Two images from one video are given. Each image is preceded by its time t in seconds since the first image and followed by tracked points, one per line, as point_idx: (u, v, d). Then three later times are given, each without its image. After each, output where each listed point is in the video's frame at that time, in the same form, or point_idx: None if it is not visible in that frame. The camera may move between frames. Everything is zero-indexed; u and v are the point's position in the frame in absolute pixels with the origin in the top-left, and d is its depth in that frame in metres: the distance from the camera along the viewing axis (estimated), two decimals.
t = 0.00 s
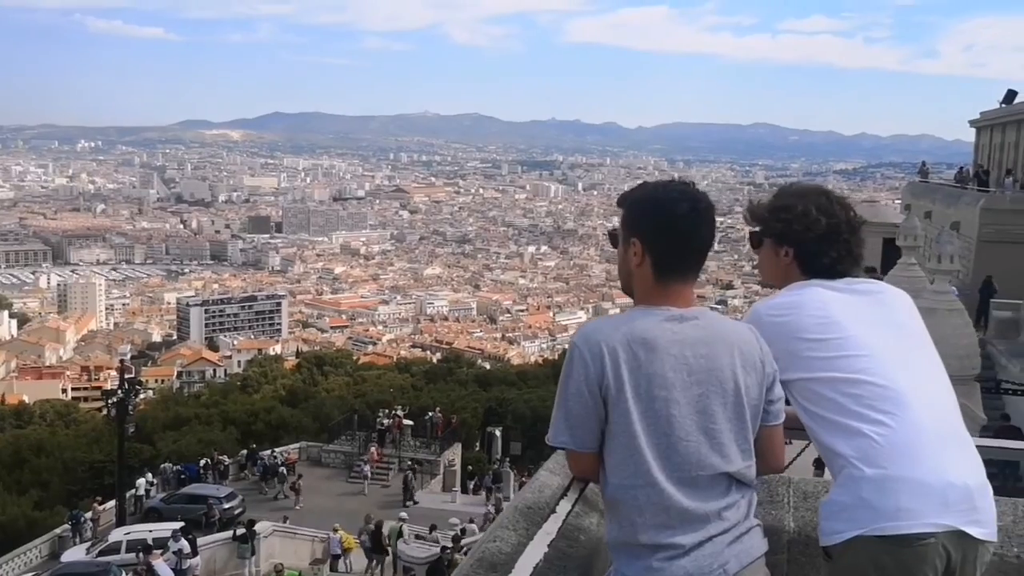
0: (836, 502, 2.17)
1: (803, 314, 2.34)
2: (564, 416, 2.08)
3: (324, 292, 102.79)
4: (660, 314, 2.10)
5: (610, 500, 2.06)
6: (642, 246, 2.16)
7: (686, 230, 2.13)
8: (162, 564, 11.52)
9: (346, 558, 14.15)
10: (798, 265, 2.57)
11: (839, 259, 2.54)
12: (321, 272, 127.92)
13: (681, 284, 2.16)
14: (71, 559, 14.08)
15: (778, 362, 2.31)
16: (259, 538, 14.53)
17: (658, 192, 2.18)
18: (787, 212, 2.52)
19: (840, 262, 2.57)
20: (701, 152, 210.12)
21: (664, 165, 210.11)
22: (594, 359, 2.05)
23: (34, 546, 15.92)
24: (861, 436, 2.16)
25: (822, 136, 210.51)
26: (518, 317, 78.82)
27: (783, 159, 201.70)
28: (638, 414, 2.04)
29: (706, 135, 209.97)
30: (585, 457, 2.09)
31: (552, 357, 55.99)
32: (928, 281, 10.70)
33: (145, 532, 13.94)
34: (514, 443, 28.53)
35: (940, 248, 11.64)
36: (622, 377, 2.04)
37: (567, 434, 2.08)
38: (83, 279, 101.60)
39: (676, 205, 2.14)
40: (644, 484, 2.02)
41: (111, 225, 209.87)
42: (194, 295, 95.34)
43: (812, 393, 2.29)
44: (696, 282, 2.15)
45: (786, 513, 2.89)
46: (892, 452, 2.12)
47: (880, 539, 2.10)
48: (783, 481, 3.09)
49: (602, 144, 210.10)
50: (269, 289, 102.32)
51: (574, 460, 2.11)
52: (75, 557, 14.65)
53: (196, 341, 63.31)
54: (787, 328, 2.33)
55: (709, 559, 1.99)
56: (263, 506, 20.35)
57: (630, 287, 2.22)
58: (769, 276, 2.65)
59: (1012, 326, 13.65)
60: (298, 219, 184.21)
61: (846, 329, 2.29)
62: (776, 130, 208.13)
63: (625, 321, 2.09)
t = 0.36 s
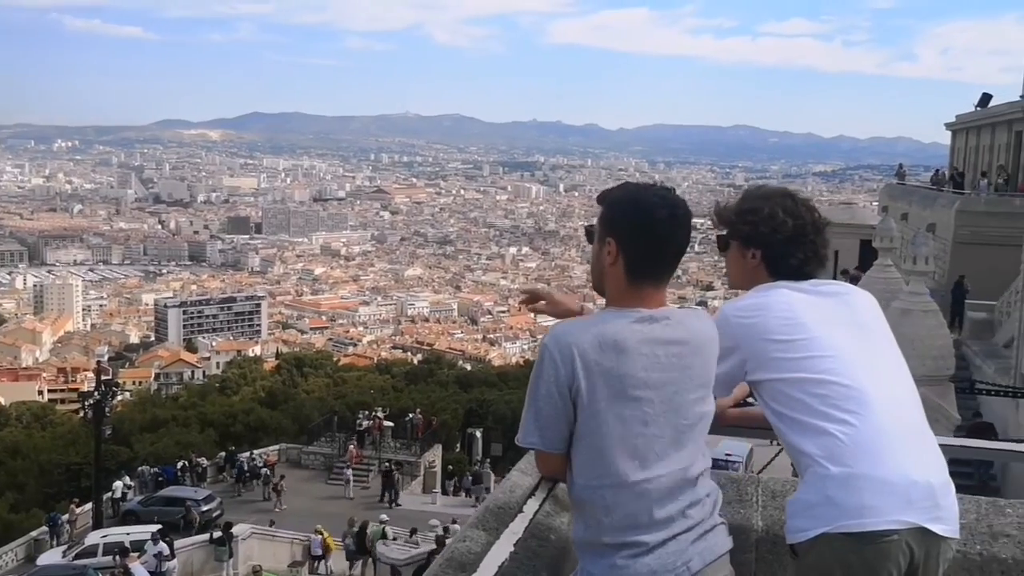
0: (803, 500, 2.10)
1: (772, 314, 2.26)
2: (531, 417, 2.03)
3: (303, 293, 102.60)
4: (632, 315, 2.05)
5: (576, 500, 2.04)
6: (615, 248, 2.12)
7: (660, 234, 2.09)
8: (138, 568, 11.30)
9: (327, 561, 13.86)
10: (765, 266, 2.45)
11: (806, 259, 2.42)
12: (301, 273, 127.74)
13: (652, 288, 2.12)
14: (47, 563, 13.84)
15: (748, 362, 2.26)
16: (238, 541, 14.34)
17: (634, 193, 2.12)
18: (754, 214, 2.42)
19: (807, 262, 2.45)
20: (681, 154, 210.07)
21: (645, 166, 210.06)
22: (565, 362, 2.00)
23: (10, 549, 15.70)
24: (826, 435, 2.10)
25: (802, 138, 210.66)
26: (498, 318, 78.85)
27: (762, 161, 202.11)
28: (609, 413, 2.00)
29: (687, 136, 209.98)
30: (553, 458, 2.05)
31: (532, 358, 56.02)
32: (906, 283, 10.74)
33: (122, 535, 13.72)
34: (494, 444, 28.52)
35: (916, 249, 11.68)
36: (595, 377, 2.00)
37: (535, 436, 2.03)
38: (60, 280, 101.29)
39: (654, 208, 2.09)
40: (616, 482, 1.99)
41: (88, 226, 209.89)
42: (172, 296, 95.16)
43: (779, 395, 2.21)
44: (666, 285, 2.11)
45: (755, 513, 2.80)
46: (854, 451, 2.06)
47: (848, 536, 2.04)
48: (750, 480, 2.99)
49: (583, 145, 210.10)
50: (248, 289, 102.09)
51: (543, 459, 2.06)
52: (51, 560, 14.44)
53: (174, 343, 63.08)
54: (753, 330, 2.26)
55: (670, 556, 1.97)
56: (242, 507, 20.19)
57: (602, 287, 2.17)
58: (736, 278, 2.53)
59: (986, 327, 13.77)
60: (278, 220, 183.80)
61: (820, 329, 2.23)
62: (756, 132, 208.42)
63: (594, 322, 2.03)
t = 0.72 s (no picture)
0: (772, 501, 2.08)
1: (740, 318, 2.24)
2: (508, 427, 2.03)
3: (274, 295, 102.36)
4: (603, 324, 2.06)
5: (553, 504, 2.04)
6: (585, 251, 2.09)
7: (632, 242, 2.07)
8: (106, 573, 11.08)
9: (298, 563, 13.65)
10: (731, 271, 2.42)
11: (773, 266, 2.39)
12: (272, 275, 127.50)
13: (623, 294, 2.11)
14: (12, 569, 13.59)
15: (718, 364, 2.24)
16: (207, 546, 14.13)
17: (605, 198, 2.10)
18: (721, 219, 2.39)
19: (775, 268, 2.42)
20: (653, 157, 210.04)
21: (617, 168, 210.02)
22: (543, 371, 1.99)
23: None
24: (795, 435, 2.08)
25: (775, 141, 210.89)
26: (471, 321, 78.88)
27: (734, 164, 202.78)
28: (584, 419, 2.01)
29: (660, 140, 210.04)
30: (530, 466, 2.06)
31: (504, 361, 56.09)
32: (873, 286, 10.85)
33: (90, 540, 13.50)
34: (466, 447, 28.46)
35: (882, 252, 11.75)
36: (573, 382, 1.99)
37: (512, 445, 2.04)
38: (28, 281, 100.82)
39: (624, 214, 2.07)
40: (595, 487, 2.01)
41: (55, 227, 209.70)
42: (141, 298, 94.87)
43: (746, 396, 2.19)
44: (638, 291, 2.10)
45: (725, 516, 2.78)
46: (825, 453, 2.04)
47: (817, 539, 2.02)
48: (720, 483, 2.96)
49: (556, 147, 210.11)
50: (218, 291, 101.80)
51: (521, 467, 2.07)
52: (18, 565, 14.19)
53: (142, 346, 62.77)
54: (722, 332, 2.24)
55: (646, 559, 1.99)
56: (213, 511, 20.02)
57: (573, 293, 2.15)
58: (706, 282, 2.50)
59: (953, 328, 13.81)
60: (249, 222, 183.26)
61: (788, 332, 2.21)
62: (728, 135, 208.92)
63: (569, 332, 2.03)
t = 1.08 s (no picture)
0: (750, 501, 2.07)
1: (719, 317, 2.23)
2: (491, 428, 2.01)
3: (253, 297, 102.19)
4: (582, 320, 2.05)
5: (535, 502, 2.03)
6: (565, 252, 2.08)
7: (613, 244, 2.05)
8: None
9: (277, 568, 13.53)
10: (710, 271, 2.42)
11: (747, 269, 2.39)
12: (250, 276, 127.24)
13: (604, 295, 2.09)
14: None
15: (698, 364, 2.23)
16: (185, 550, 13.95)
17: (583, 198, 2.09)
18: (698, 219, 2.38)
19: (751, 269, 2.41)
20: (633, 158, 210.11)
21: (596, 169, 210.12)
22: (528, 372, 1.98)
23: None
24: (773, 434, 2.07)
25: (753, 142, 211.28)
26: (450, 322, 78.91)
27: (712, 165, 203.32)
28: (564, 420, 2.00)
29: (638, 141, 210.08)
30: (510, 468, 2.04)
31: (484, 361, 56.14)
32: (850, 285, 10.92)
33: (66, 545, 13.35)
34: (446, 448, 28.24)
35: (858, 251, 11.84)
36: (551, 385, 1.98)
37: (496, 446, 2.02)
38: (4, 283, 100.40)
39: (604, 216, 2.05)
40: (577, 489, 2.00)
41: (30, 229, 209.17)
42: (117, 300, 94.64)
43: (724, 396, 2.18)
44: (614, 292, 2.09)
45: (706, 515, 2.77)
46: (803, 452, 2.03)
47: (796, 534, 2.01)
48: (700, 482, 2.95)
49: (534, 148, 210.13)
50: (196, 293, 101.58)
51: (500, 467, 2.05)
52: None
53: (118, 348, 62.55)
54: (704, 333, 2.23)
55: (626, 558, 1.98)
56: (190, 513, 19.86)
57: (557, 292, 2.13)
58: (683, 283, 2.49)
59: (928, 327, 13.95)
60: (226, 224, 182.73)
61: (771, 331, 2.20)
62: (706, 136, 209.31)
63: (551, 331, 2.02)
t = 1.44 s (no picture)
0: (733, 501, 2.05)
1: (700, 317, 2.21)
2: (474, 431, 1.99)
3: (233, 299, 101.96)
4: (566, 324, 2.03)
5: (518, 505, 2.01)
6: (549, 256, 2.05)
7: (594, 246, 2.03)
8: None
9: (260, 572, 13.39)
10: (693, 274, 2.40)
11: (730, 269, 2.37)
12: (230, 278, 126.91)
13: (586, 297, 2.07)
14: None
15: (682, 366, 2.20)
16: (166, 553, 13.74)
17: (565, 201, 2.07)
18: (680, 221, 2.36)
19: (733, 269, 2.40)
20: (614, 159, 210.09)
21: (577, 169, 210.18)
22: (511, 373, 1.95)
23: None
24: (755, 435, 2.06)
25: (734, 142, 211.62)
26: (432, 324, 78.90)
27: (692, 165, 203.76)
28: (548, 424, 1.97)
29: (618, 141, 210.06)
30: (493, 471, 2.02)
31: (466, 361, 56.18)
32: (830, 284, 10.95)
33: (45, 550, 13.19)
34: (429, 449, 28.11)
35: (839, 250, 11.86)
36: (533, 387, 1.95)
37: (478, 448, 2.00)
38: None
39: (586, 217, 2.03)
40: (560, 491, 1.98)
41: (8, 232, 208.51)
42: (96, 303, 94.37)
43: (708, 398, 2.16)
44: (598, 295, 2.07)
45: (688, 517, 2.75)
46: (789, 454, 2.01)
47: (778, 535, 2.00)
48: (684, 483, 2.90)
49: (515, 148, 210.11)
50: (175, 295, 101.30)
51: (484, 470, 2.02)
52: None
53: (97, 352, 62.32)
54: (686, 335, 2.20)
55: (610, 559, 1.96)
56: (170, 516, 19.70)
57: (539, 296, 2.11)
58: (664, 286, 2.47)
59: (907, 325, 14.03)
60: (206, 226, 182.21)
61: (753, 331, 2.19)
62: (687, 137, 209.61)
63: (534, 336, 1.99)
